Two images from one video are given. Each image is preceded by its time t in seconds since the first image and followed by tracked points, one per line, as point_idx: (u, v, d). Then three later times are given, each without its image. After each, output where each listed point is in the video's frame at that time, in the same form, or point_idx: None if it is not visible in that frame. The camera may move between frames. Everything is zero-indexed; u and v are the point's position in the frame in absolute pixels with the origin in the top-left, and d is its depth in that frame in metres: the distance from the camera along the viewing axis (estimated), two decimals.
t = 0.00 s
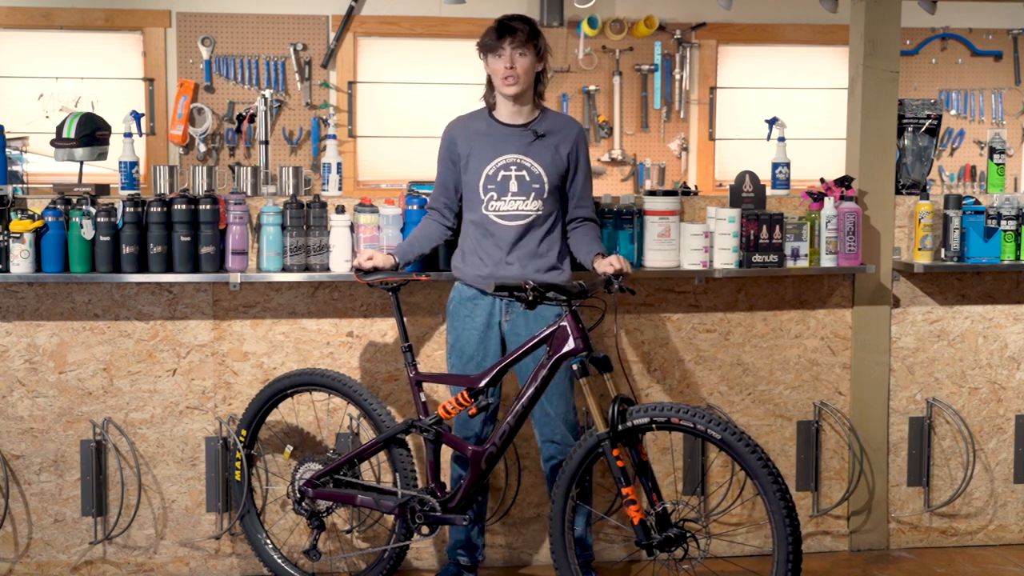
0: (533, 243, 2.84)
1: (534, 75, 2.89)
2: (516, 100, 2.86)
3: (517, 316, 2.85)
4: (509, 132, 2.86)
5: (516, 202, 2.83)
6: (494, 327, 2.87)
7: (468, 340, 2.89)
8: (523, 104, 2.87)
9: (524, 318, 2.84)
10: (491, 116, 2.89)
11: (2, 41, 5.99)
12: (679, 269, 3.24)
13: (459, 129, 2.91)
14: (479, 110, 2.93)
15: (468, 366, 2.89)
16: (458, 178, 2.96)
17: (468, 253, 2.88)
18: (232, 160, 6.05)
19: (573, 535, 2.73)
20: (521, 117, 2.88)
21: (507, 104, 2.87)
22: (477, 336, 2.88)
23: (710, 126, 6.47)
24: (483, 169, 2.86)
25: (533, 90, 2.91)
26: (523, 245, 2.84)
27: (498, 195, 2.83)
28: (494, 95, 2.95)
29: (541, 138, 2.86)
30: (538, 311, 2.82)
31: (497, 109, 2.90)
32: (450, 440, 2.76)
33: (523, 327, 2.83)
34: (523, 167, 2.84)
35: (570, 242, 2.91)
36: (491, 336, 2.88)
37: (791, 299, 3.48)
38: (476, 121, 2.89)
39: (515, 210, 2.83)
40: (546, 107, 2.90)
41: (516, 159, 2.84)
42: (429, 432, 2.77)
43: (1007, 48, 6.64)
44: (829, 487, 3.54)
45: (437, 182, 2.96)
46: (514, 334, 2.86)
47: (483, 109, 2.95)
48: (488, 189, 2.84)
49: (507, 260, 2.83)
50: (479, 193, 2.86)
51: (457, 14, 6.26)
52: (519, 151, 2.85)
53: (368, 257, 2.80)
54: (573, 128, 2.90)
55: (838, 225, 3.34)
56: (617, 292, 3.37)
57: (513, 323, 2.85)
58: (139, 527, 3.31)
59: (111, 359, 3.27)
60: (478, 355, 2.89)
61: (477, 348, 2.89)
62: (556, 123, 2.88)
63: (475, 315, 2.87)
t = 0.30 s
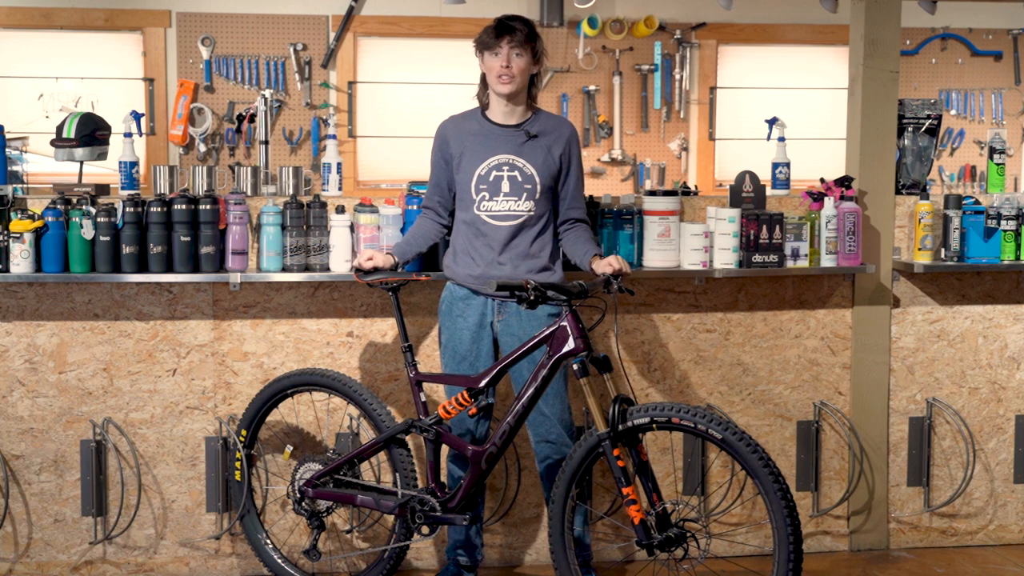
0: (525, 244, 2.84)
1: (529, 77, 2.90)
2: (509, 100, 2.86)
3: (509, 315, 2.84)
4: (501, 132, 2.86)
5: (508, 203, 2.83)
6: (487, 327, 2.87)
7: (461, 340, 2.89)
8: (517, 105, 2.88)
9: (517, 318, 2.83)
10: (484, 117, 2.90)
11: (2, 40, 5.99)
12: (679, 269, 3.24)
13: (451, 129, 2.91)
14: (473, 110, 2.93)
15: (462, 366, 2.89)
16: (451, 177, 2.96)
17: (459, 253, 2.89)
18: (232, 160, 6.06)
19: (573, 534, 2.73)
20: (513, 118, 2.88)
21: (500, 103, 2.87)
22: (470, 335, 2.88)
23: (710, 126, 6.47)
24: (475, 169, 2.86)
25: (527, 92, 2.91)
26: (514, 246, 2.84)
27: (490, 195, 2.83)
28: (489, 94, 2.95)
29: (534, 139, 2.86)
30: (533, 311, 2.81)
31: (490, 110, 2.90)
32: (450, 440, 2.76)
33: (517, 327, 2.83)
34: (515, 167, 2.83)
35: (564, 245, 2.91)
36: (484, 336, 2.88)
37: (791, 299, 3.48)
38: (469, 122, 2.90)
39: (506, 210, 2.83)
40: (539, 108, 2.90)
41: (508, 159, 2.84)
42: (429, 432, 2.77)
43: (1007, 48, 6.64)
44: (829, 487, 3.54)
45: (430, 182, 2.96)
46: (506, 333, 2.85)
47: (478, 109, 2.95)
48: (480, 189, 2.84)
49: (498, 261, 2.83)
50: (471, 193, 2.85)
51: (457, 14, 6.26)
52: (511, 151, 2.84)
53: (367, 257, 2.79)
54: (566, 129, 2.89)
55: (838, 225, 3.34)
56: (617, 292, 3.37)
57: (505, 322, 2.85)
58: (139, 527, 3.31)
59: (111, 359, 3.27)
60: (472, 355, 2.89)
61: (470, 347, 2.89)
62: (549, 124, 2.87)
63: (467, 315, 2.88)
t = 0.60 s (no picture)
0: (529, 243, 2.84)
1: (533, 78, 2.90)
2: (513, 100, 2.87)
3: (515, 315, 2.84)
4: (503, 132, 2.86)
5: (511, 203, 2.83)
6: (494, 327, 2.87)
7: (468, 340, 2.89)
8: (521, 105, 2.88)
9: (524, 318, 2.83)
10: (486, 116, 2.89)
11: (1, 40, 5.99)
12: (679, 269, 3.24)
13: (453, 129, 2.91)
14: (474, 110, 2.93)
15: (469, 366, 2.89)
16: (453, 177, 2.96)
17: (464, 254, 2.89)
18: (232, 160, 6.06)
19: (573, 534, 2.73)
20: (516, 117, 2.88)
21: (504, 103, 2.87)
22: (477, 335, 2.88)
23: (710, 126, 6.47)
24: (478, 169, 2.85)
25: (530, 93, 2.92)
26: (519, 246, 2.83)
27: (493, 195, 2.83)
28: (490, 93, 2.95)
29: (536, 138, 2.86)
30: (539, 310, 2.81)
31: (493, 109, 2.89)
32: (450, 440, 2.76)
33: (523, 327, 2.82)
34: (518, 167, 2.83)
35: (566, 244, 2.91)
36: (491, 335, 2.88)
37: (791, 299, 3.48)
38: (471, 122, 2.90)
39: (510, 210, 2.83)
40: (540, 108, 2.91)
41: (511, 159, 2.84)
42: (429, 432, 2.77)
43: (1007, 48, 6.64)
44: (829, 487, 3.54)
45: (432, 182, 2.96)
46: (513, 332, 2.85)
47: (479, 107, 2.95)
48: (484, 190, 2.84)
49: (503, 261, 2.83)
50: (474, 193, 2.85)
51: (457, 14, 6.26)
52: (514, 151, 2.84)
53: (368, 257, 2.79)
54: (568, 128, 2.90)
55: (838, 225, 3.34)
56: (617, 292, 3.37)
57: (512, 323, 2.85)
58: (139, 527, 3.31)
59: (111, 359, 3.27)
60: (478, 354, 2.89)
61: (477, 347, 2.89)
62: (551, 123, 2.88)
63: (474, 315, 2.87)
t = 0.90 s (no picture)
0: (542, 242, 2.85)
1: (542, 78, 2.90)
2: (523, 101, 2.86)
3: (532, 314, 2.85)
4: (513, 132, 2.86)
5: (523, 202, 2.83)
6: (510, 327, 2.87)
7: (484, 341, 2.89)
8: (530, 107, 2.88)
9: (541, 317, 2.84)
10: (494, 117, 2.89)
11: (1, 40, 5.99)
12: (679, 269, 3.24)
13: (461, 130, 2.91)
14: (482, 110, 2.93)
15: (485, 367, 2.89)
16: (462, 178, 2.96)
17: (477, 255, 2.88)
18: (232, 160, 6.06)
19: (573, 535, 2.73)
20: (525, 118, 2.88)
21: (513, 103, 2.86)
22: (493, 336, 2.88)
23: (710, 126, 6.47)
24: (488, 169, 2.85)
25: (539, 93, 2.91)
26: (533, 245, 2.84)
27: (505, 195, 2.83)
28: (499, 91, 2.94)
29: (546, 138, 2.87)
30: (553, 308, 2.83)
31: (501, 109, 2.89)
32: (450, 440, 2.76)
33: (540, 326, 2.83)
34: (528, 167, 2.84)
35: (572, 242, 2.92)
36: (507, 335, 2.88)
37: (791, 299, 3.48)
38: (479, 123, 2.90)
39: (523, 210, 2.83)
40: (548, 107, 2.91)
41: (521, 159, 2.84)
42: (429, 432, 2.77)
43: (1007, 48, 6.64)
44: (829, 487, 3.54)
45: (438, 183, 2.96)
46: (530, 331, 2.86)
47: (487, 107, 2.94)
48: (495, 190, 2.84)
49: (518, 260, 2.83)
50: (486, 194, 2.85)
51: (457, 14, 6.26)
52: (524, 151, 2.85)
53: (367, 257, 2.80)
54: (576, 126, 2.91)
55: (838, 225, 3.34)
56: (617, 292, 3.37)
57: (529, 322, 2.85)
58: (139, 527, 3.31)
59: (111, 359, 3.27)
60: (495, 354, 2.89)
61: (493, 348, 2.89)
62: (559, 122, 2.88)
63: (491, 315, 2.87)
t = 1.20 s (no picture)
0: (541, 243, 2.84)
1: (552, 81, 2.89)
2: (530, 101, 2.86)
3: (526, 314, 2.85)
4: (518, 132, 2.86)
5: (525, 202, 2.83)
6: (504, 326, 2.87)
7: (478, 339, 2.89)
8: (536, 109, 2.88)
9: (535, 318, 2.84)
10: (500, 116, 2.89)
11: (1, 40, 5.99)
12: (679, 269, 3.24)
13: (467, 127, 2.91)
14: (489, 109, 2.93)
15: (478, 365, 2.89)
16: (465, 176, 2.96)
17: (474, 253, 2.88)
18: (232, 160, 6.06)
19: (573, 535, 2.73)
20: (531, 119, 2.88)
21: (520, 103, 2.86)
22: (487, 335, 2.88)
23: (710, 126, 6.47)
24: (492, 169, 2.85)
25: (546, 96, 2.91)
26: (531, 245, 2.84)
27: (507, 195, 2.83)
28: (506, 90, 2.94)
29: (551, 139, 2.86)
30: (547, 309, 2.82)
31: (508, 108, 2.89)
32: (450, 440, 2.76)
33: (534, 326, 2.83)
34: (532, 167, 2.84)
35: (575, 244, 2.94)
36: (501, 335, 2.88)
37: (791, 299, 3.48)
38: (486, 121, 2.89)
39: (524, 210, 2.83)
40: (556, 110, 2.91)
41: (525, 159, 2.84)
42: (429, 432, 2.77)
43: (1007, 48, 6.64)
44: (829, 487, 3.54)
45: (443, 182, 2.96)
46: (523, 332, 2.85)
47: (494, 105, 2.94)
48: (498, 189, 2.84)
49: (515, 260, 2.83)
50: (488, 193, 2.85)
51: (457, 14, 6.26)
52: (529, 151, 2.85)
53: (368, 257, 2.79)
54: (582, 129, 2.91)
55: (838, 225, 3.34)
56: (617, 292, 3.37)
57: (523, 322, 2.85)
58: (139, 527, 3.31)
59: (111, 359, 3.27)
60: (488, 354, 2.89)
61: (487, 347, 2.88)
62: (566, 124, 2.88)
63: (485, 314, 2.87)
